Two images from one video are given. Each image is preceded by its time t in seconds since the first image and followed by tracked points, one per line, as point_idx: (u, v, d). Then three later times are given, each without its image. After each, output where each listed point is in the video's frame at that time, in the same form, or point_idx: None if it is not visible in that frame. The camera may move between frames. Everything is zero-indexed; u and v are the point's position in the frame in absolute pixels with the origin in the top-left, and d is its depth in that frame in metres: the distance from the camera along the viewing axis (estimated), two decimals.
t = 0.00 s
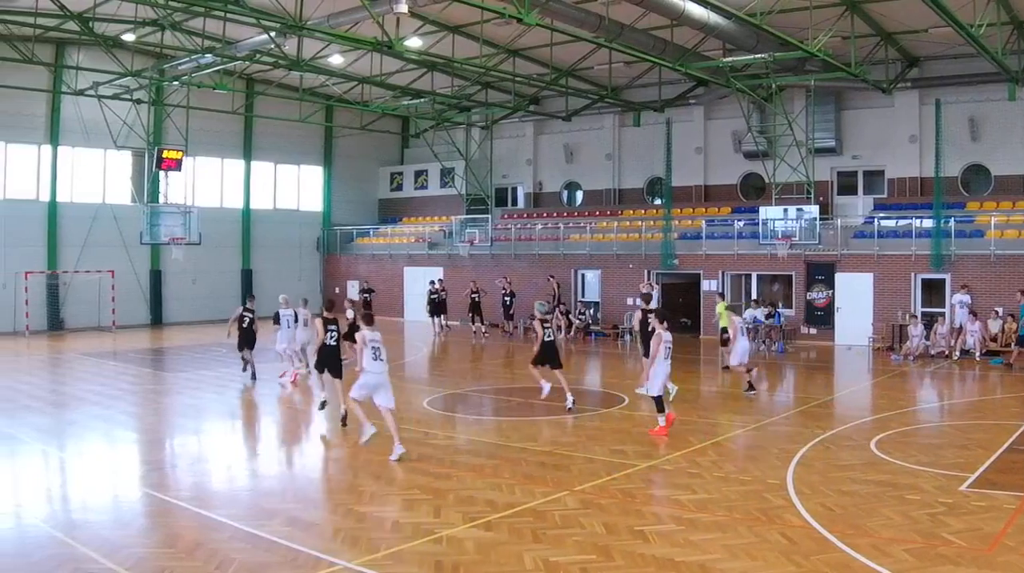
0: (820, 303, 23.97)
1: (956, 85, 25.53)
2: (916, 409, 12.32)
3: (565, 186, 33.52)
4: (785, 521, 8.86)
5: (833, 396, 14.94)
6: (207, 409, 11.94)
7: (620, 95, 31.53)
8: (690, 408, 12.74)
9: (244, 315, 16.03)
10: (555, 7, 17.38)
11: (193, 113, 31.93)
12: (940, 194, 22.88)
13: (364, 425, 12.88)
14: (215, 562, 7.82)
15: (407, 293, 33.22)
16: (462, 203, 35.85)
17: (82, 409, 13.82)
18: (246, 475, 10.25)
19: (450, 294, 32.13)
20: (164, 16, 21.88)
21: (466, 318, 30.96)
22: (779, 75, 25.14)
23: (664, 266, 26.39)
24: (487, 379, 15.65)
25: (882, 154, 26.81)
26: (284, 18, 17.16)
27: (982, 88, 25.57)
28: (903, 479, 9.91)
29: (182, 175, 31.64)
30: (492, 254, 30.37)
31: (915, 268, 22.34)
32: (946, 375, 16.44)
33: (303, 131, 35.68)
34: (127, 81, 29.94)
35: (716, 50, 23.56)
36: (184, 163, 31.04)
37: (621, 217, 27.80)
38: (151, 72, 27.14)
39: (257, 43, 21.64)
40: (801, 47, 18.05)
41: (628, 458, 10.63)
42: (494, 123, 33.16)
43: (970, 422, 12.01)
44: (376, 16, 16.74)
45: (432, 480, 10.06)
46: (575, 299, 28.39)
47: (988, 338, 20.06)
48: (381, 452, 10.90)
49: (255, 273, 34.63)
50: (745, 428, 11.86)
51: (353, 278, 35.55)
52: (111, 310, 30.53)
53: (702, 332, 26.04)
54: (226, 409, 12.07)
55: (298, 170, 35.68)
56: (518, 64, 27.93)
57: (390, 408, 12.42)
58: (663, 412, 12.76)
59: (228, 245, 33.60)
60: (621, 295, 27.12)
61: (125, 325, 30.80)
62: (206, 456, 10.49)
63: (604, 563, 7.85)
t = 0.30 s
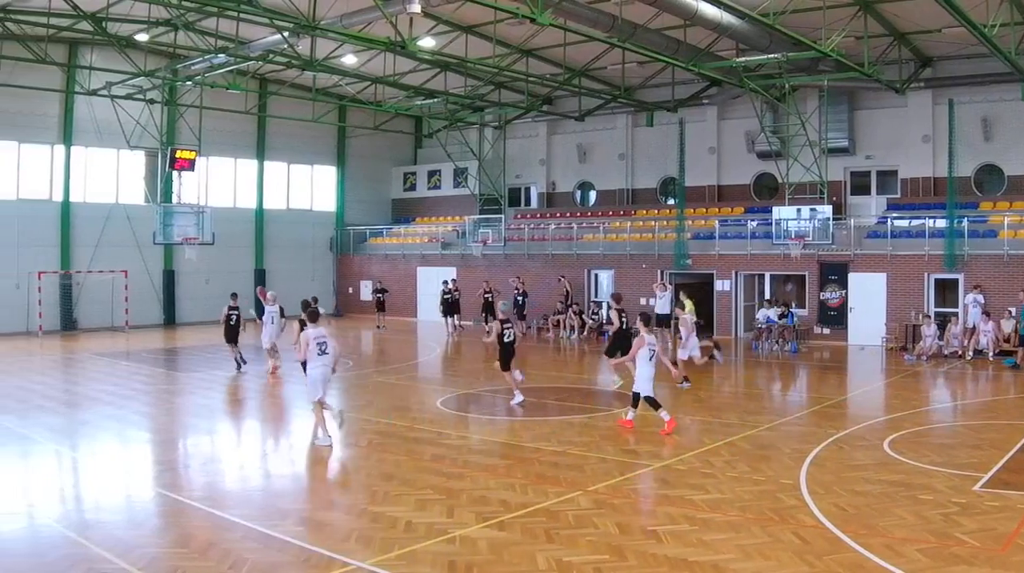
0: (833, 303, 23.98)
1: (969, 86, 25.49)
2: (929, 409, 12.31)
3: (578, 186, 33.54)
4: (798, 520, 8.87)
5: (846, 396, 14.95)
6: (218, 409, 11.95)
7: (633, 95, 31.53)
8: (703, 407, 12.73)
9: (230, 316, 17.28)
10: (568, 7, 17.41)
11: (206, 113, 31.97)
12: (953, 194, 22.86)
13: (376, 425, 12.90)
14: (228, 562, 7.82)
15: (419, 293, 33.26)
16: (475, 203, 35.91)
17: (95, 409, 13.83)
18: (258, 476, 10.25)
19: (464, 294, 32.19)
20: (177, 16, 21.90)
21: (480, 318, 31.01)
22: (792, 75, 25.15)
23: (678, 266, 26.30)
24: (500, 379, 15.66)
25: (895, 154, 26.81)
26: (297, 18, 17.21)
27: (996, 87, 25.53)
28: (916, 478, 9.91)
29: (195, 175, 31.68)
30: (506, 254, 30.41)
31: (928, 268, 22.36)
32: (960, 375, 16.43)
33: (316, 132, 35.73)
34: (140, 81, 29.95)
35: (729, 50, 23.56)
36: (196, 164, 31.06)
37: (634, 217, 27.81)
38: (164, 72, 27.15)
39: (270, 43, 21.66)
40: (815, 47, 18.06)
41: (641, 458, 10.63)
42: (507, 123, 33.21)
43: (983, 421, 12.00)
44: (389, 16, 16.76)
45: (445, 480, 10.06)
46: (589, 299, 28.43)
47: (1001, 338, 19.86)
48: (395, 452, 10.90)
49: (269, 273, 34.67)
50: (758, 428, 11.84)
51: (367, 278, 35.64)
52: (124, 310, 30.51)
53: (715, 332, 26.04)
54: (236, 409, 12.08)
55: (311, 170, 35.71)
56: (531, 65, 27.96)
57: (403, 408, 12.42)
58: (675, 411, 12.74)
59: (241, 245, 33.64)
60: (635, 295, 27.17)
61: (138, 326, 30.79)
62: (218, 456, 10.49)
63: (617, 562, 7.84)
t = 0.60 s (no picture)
0: (847, 303, 23.99)
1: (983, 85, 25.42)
2: (943, 409, 12.30)
3: (591, 186, 33.56)
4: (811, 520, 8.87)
5: (859, 396, 14.95)
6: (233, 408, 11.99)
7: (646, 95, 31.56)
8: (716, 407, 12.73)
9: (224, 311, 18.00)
10: (581, 7, 17.44)
11: (219, 113, 32.00)
12: (965, 193, 22.83)
13: (390, 425, 12.92)
14: (242, 562, 7.82)
15: (433, 292, 33.34)
16: (487, 202, 35.94)
17: (108, 409, 13.85)
18: (271, 476, 10.25)
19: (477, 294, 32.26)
20: (190, 16, 21.90)
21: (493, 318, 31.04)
22: (806, 75, 25.16)
23: (691, 266, 26.35)
24: (513, 379, 15.67)
25: (908, 153, 26.81)
26: (310, 18, 17.24)
27: (1009, 87, 25.49)
28: (930, 478, 9.91)
29: (207, 175, 31.72)
30: (519, 254, 30.44)
31: (941, 268, 22.36)
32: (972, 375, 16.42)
33: (329, 131, 35.76)
34: (154, 81, 29.96)
35: (742, 50, 23.56)
36: (209, 163, 31.09)
37: (647, 217, 27.80)
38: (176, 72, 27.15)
39: (284, 43, 21.65)
40: (828, 47, 18.08)
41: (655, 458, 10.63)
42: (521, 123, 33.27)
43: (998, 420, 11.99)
44: (402, 15, 16.78)
45: (458, 480, 10.07)
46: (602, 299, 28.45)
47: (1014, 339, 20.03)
48: (408, 452, 10.91)
49: (282, 273, 34.69)
50: (772, 428, 11.84)
51: (380, 278, 35.69)
52: (138, 310, 30.50)
53: (728, 331, 26.07)
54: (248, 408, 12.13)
55: (325, 170, 35.73)
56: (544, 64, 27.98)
57: (416, 408, 12.42)
58: (689, 410, 12.73)
59: (254, 244, 33.66)
60: (648, 295, 27.20)
61: (151, 325, 30.76)
62: (231, 456, 10.50)
63: (630, 562, 7.84)
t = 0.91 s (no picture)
0: (860, 303, 23.99)
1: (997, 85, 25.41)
2: (956, 409, 12.30)
3: (604, 186, 33.60)
4: (825, 520, 8.86)
5: (872, 396, 14.96)
6: (249, 408, 12.05)
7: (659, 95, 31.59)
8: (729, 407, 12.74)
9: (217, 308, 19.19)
10: (595, 7, 17.47)
11: (231, 113, 32.03)
12: (979, 193, 22.80)
13: (403, 426, 12.94)
14: (256, 562, 7.81)
15: (445, 293, 33.32)
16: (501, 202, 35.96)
17: (122, 409, 13.87)
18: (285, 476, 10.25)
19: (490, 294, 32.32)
20: (203, 16, 21.90)
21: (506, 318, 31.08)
22: (819, 75, 25.20)
23: (704, 266, 26.36)
24: (527, 379, 15.68)
25: (922, 154, 26.81)
26: (323, 18, 17.28)
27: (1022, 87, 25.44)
28: (942, 478, 9.90)
29: (220, 176, 31.75)
30: (532, 254, 30.48)
31: (955, 268, 22.37)
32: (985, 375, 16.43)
33: (342, 131, 35.81)
34: (167, 81, 29.95)
35: (755, 50, 23.56)
36: (222, 164, 31.13)
37: (660, 217, 27.82)
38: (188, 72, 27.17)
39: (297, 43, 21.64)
40: (842, 48, 18.11)
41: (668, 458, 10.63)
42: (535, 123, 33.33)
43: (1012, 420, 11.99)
44: (415, 16, 16.80)
45: (472, 480, 10.06)
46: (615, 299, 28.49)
47: None
48: (422, 451, 10.91)
49: (295, 273, 34.73)
50: (786, 427, 11.82)
51: (392, 278, 35.71)
52: (150, 310, 30.51)
53: (741, 332, 26.09)
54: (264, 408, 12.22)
55: (338, 170, 35.80)
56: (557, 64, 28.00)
57: (429, 408, 12.42)
58: (703, 410, 12.72)
59: (266, 244, 33.67)
60: (661, 295, 27.22)
61: (164, 325, 30.78)
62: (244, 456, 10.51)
63: (644, 563, 7.83)
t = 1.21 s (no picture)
0: (873, 303, 23.99)
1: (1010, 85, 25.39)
2: (969, 409, 12.30)
3: (618, 186, 33.61)
4: (838, 519, 8.86)
5: (886, 396, 14.98)
6: (266, 408, 12.06)
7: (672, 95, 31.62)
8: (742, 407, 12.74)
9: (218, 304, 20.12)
10: (609, 7, 17.49)
11: (244, 113, 32.06)
12: (992, 193, 22.80)
13: (417, 425, 12.96)
14: (269, 562, 7.79)
15: (458, 293, 33.42)
16: (514, 202, 35.99)
17: (135, 409, 13.91)
18: (298, 475, 10.26)
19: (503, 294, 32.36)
20: (217, 16, 21.90)
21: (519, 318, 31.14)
22: (832, 75, 25.22)
23: (718, 266, 26.40)
24: (541, 379, 15.69)
25: (935, 154, 26.80)
26: (336, 18, 17.32)
27: None
28: (956, 479, 9.90)
29: (233, 176, 31.78)
30: (545, 254, 30.53)
31: (968, 268, 22.37)
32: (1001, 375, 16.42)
33: (357, 131, 35.81)
34: (180, 81, 29.96)
35: (768, 50, 23.57)
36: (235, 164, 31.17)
37: (673, 217, 27.87)
38: (203, 72, 27.18)
39: (310, 43, 21.64)
40: (855, 48, 18.14)
41: (681, 458, 10.63)
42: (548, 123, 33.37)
43: None
44: (429, 16, 16.84)
45: (485, 480, 10.07)
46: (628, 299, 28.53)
47: None
48: (435, 452, 10.92)
49: (308, 273, 34.77)
50: (799, 427, 11.84)
51: (406, 278, 35.73)
52: (163, 310, 30.52)
53: (754, 332, 26.09)
54: (277, 409, 12.21)
55: (351, 169, 35.83)
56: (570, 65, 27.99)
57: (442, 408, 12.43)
58: (716, 411, 12.69)
59: (280, 244, 33.73)
60: (674, 295, 27.26)
61: (177, 325, 30.82)
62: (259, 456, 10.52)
63: (657, 563, 7.81)
